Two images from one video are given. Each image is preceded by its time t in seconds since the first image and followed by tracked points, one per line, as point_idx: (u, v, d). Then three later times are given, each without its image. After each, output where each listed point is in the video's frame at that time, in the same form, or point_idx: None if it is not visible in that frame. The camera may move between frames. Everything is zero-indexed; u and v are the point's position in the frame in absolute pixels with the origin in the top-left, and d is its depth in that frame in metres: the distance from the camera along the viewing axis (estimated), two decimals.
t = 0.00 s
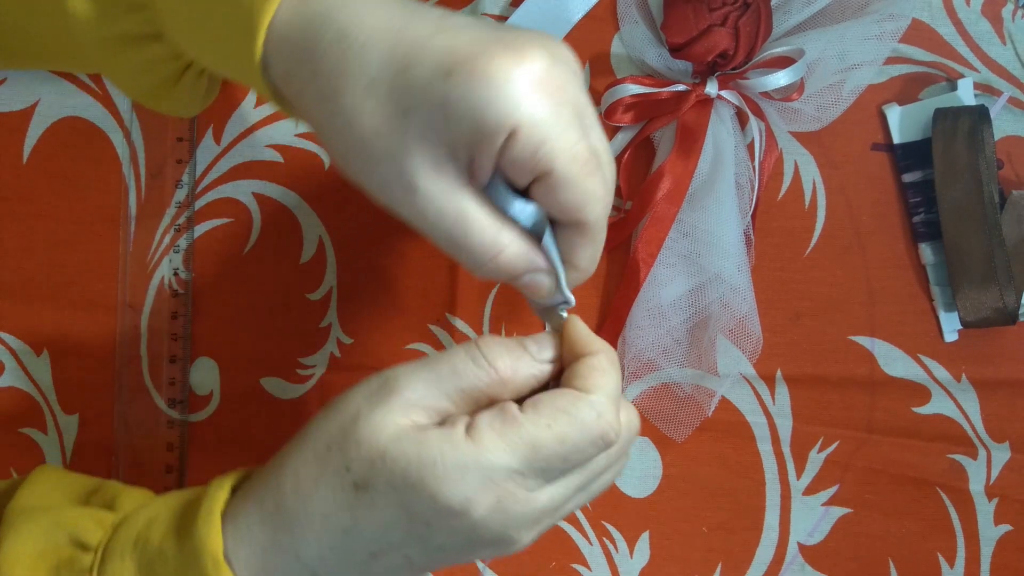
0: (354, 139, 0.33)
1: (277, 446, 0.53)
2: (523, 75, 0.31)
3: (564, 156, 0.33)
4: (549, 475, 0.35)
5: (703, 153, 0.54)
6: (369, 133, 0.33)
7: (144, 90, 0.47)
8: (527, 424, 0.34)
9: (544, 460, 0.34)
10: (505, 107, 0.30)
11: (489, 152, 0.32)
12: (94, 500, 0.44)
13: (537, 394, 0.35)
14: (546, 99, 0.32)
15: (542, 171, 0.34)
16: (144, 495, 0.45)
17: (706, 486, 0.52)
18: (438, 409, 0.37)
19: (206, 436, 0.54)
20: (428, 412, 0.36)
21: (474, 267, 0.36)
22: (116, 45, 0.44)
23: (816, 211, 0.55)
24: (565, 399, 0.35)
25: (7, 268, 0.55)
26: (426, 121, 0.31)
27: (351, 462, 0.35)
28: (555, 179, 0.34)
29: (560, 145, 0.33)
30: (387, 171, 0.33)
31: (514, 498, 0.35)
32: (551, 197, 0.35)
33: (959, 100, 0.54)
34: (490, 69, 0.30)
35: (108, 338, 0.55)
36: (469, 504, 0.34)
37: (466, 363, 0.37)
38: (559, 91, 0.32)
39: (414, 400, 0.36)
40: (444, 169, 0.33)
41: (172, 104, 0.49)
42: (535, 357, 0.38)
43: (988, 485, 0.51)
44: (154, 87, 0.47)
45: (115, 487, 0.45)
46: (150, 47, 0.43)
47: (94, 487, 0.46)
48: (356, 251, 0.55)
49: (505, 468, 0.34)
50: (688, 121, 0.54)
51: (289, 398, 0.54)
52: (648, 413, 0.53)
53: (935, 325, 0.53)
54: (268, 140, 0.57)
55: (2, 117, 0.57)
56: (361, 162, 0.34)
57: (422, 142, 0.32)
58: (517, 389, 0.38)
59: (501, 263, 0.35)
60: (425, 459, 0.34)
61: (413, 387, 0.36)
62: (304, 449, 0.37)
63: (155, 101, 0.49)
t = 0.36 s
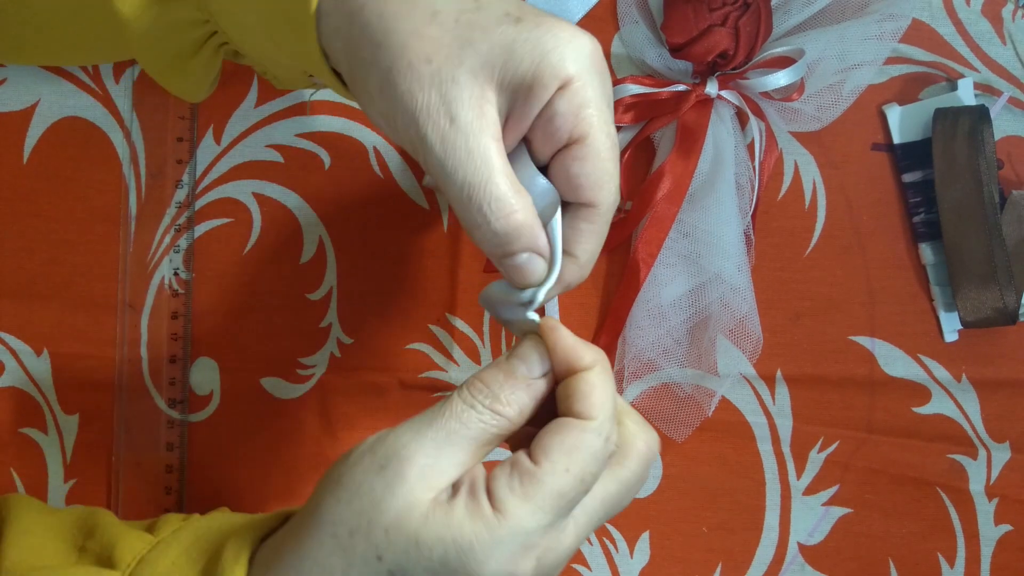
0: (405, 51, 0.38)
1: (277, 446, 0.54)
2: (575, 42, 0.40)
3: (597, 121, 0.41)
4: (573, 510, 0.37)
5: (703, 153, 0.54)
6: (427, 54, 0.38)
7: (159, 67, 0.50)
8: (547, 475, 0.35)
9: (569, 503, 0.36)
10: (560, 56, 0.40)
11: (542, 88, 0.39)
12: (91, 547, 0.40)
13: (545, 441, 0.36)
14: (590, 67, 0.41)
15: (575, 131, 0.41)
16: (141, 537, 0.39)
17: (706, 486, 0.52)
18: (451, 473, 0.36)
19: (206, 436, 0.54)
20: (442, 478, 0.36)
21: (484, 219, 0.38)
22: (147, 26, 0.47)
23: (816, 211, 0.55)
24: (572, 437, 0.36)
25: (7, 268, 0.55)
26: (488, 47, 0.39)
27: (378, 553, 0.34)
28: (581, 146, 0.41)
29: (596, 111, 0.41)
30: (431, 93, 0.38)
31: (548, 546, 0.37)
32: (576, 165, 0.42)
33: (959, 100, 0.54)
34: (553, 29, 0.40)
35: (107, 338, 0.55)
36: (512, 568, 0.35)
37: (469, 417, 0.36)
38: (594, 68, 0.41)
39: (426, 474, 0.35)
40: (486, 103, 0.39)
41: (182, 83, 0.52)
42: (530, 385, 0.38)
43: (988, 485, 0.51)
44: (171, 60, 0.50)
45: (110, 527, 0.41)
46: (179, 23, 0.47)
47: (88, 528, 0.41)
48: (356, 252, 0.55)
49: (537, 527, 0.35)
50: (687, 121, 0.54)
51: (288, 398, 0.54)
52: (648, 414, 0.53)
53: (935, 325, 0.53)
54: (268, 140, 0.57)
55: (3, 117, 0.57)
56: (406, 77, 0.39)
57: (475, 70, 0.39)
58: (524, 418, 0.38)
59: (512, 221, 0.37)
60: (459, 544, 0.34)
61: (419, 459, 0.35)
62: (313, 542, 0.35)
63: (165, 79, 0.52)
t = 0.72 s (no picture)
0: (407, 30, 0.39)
1: (277, 445, 0.54)
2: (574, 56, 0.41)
3: (583, 136, 0.42)
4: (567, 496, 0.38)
5: (703, 153, 0.54)
6: (429, 36, 0.39)
7: (160, 58, 0.50)
8: (537, 475, 0.35)
9: (564, 495, 0.37)
10: (557, 64, 0.40)
11: (535, 91, 0.40)
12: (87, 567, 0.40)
13: (528, 443, 0.36)
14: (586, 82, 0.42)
15: (560, 141, 0.41)
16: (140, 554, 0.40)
17: (706, 486, 0.52)
18: (443, 485, 0.36)
19: (206, 436, 0.54)
20: (434, 492, 0.36)
21: (460, 204, 0.38)
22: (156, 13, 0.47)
23: (816, 211, 0.55)
24: (555, 432, 0.36)
25: (7, 269, 0.55)
26: (490, 40, 0.40)
27: None
28: (564, 158, 0.42)
29: (584, 126, 0.41)
30: (426, 71, 0.39)
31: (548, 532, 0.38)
32: (558, 175, 0.42)
33: (958, 100, 0.54)
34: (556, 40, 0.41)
35: (107, 338, 0.55)
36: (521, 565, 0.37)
37: (450, 426, 0.36)
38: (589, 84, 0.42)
39: (418, 493, 0.35)
40: (477, 93, 0.39)
41: (178, 74, 0.52)
42: (502, 382, 0.37)
43: (988, 485, 0.51)
44: (171, 50, 0.50)
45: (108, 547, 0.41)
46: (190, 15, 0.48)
47: (84, 549, 0.42)
48: (356, 252, 0.55)
49: (537, 524, 0.36)
50: (688, 121, 0.54)
51: (288, 398, 0.54)
52: (649, 414, 0.53)
53: (935, 325, 0.53)
54: (268, 140, 0.57)
55: (3, 117, 0.57)
56: (403, 53, 0.39)
57: (472, 59, 0.40)
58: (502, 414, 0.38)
59: (489, 211, 0.37)
60: (466, 557, 0.35)
61: (408, 480, 0.35)
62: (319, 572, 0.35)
63: (163, 69, 0.51)
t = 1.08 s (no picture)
0: (393, 50, 0.39)
1: (277, 445, 0.54)
2: (565, 66, 0.40)
3: (578, 144, 0.41)
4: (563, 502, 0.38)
5: (703, 153, 0.54)
6: (415, 55, 0.39)
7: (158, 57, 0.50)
8: (529, 486, 0.35)
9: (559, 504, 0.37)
10: (546, 76, 0.40)
11: (525, 105, 0.40)
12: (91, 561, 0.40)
13: (518, 455, 0.35)
14: (578, 91, 0.41)
15: (555, 151, 0.41)
16: (143, 547, 0.40)
17: (706, 485, 0.52)
18: (446, 483, 0.36)
19: (206, 436, 0.54)
20: (437, 489, 0.36)
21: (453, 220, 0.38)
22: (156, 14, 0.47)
23: (816, 211, 0.55)
24: (544, 445, 0.35)
25: (6, 268, 0.55)
26: (475, 55, 0.39)
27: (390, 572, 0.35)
28: (562, 167, 0.41)
29: (578, 135, 0.41)
30: (414, 92, 0.39)
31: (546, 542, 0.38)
32: (557, 184, 0.42)
33: (958, 100, 0.54)
34: (545, 50, 0.40)
35: (107, 338, 0.55)
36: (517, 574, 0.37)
37: (454, 422, 0.36)
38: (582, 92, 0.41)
39: (421, 491, 0.35)
40: (467, 109, 0.39)
41: (176, 74, 0.52)
42: (501, 378, 0.37)
43: (988, 485, 0.51)
44: (170, 49, 0.50)
45: (110, 538, 0.41)
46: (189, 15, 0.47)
47: (87, 542, 0.42)
48: (356, 252, 0.55)
49: (533, 534, 0.36)
50: (688, 121, 0.54)
51: (288, 398, 0.54)
52: (649, 413, 0.53)
53: (935, 325, 0.53)
54: (268, 140, 0.57)
55: (3, 117, 0.57)
56: (390, 73, 0.39)
57: (460, 76, 0.39)
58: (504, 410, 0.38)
59: (482, 222, 0.37)
60: (465, 562, 0.35)
61: (412, 476, 0.35)
62: (325, 562, 0.36)
63: (161, 69, 0.51)
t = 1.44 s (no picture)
0: (397, 28, 0.38)
1: (277, 445, 0.54)
2: (574, 27, 0.40)
3: (594, 105, 0.41)
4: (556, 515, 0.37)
5: (703, 153, 0.54)
6: (420, 28, 0.38)
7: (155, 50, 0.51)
8: (523, 482, 0.34)
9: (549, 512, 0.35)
10: (558, 39, 0.39)
11: (538, 70, 0.39)
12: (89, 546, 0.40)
13: (520, 449, 0.35)
14: (588, 53, 0.41)
15: (571, 112, 0.41)
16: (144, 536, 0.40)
17: (706, 485, 0.52)
18: (441, 474, 0.36)
19: (206, 436, 0.54)
20: (429, 480, 0.35)
21: (465, 202, 0.37)
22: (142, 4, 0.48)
23: (816, 211, 0.55)
24: (546, 442, 0.35)
25: (6, 268, 0.55)
26: (482, 28, 0.39)
27: (368, 554, 0.34)
28: (577, 129, 0.42)
29: (593, 95, 0.41)
30: (421, 68, 0.38)
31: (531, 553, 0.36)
32: (574, 146, 0.42)
33: (958, 100, 0.54)
34: (554, 13, 0.40)
35: (107, 338, 0.55)
36: None
37: (462, 418, 0.36)
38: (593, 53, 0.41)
39: (415, 475, 0.35)
40: (477, 83, 0.39)
41: (174, 67, 0.52)
42: (517, 384, 0.38)
43: (987, 485, 0.51)
44: (168, 42, 0.50)
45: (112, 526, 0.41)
46: None
47: (87, 531, 0.41)
48: (356, 251, 0.55)
49: (519, 535, 0.35)
50: (688, 121, 0.54)
51: (288, 398, 0.54)
52: (649, 414, 0.53)
53: (935, 325, 0.53)
54: (268, 140, 0.56)
55: (3, 117, 0.57)
56: (396, 50, 0.38)
57: (469, 48, 0.39)
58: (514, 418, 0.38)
59: (491, 208, 0.36)
60: (445, 553, 0.33)
61: (408, 459, 0.35)
62: (305, 539, 0.34)
63: (161, 61, 0.52)
